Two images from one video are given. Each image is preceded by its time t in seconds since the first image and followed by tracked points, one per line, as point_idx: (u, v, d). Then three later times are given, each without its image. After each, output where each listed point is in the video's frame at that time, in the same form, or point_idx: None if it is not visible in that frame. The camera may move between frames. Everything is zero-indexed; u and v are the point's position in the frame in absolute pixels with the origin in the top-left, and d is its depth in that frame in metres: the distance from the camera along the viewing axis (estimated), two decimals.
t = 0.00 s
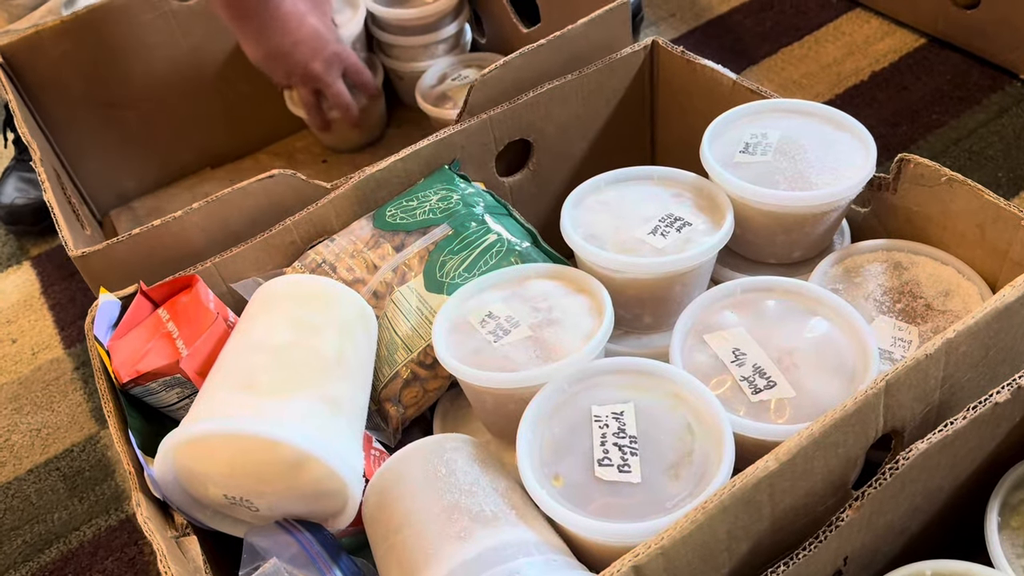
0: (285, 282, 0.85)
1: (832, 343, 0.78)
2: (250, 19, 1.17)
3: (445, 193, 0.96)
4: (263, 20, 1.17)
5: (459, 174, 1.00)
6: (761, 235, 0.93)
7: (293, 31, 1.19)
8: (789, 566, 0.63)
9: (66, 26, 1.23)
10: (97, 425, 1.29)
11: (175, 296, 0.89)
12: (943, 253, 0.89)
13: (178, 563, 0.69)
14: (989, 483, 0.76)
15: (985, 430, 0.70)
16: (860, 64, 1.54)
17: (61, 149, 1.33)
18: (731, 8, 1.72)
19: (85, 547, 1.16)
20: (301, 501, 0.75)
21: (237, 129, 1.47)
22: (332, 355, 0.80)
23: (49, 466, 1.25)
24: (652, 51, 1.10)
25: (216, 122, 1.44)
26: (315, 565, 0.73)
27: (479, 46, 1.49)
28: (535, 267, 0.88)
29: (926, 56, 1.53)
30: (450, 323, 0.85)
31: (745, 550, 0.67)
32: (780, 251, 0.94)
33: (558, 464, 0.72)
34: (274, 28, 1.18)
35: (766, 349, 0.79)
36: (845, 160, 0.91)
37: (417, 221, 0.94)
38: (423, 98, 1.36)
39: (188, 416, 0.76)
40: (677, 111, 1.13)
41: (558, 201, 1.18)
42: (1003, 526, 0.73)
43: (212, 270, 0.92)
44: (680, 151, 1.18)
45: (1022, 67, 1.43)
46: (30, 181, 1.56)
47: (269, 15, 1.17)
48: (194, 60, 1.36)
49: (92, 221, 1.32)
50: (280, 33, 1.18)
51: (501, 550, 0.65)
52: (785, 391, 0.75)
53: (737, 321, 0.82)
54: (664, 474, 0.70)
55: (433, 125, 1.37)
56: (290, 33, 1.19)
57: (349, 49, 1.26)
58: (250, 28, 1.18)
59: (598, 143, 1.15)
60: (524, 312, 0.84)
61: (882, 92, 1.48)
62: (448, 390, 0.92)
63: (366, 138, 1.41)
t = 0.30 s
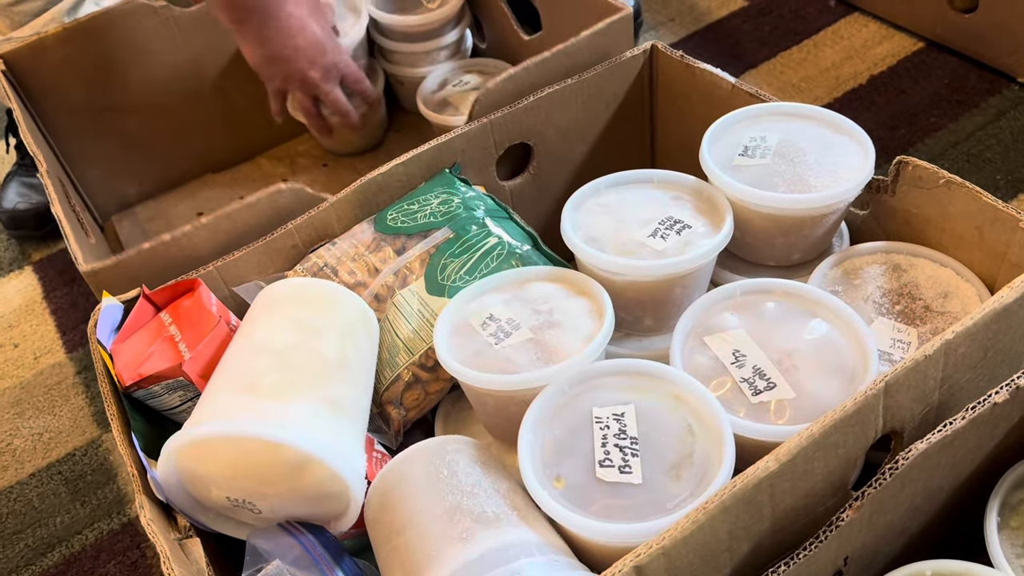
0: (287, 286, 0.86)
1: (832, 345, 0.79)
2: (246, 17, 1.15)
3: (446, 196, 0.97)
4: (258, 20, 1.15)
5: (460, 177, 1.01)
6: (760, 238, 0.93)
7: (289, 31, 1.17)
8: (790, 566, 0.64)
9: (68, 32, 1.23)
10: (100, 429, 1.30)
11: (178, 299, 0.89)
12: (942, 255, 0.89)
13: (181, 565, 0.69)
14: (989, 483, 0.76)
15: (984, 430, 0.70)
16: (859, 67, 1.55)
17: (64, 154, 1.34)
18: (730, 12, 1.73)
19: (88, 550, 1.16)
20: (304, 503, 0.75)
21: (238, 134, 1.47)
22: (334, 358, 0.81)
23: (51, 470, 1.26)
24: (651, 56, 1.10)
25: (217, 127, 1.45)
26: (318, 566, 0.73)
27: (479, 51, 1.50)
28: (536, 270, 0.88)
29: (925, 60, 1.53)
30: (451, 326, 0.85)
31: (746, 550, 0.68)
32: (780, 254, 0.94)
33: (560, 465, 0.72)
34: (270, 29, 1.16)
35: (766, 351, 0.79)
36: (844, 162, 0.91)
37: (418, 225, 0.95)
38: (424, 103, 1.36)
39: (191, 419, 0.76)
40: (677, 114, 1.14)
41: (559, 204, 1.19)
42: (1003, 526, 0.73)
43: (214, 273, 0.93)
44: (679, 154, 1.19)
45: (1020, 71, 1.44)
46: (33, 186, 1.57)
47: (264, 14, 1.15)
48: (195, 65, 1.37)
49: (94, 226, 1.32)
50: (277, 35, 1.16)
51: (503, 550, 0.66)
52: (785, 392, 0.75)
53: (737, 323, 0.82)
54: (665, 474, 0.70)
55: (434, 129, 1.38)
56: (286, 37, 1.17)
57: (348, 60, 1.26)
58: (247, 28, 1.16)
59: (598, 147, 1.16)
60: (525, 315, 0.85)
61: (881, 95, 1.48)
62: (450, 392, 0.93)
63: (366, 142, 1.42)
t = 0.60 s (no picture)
0: (291, 293, 0.87)
1: (831, 350, 0.80)
2: (247, 41, 1.11)
3: (448, 203, 0.97)
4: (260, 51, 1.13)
5: (461, 184, 1.02)
6: (759, 244, 0.94)
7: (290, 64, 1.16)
8: (791, 570, 0.64)
9: (72, 41, 1.25)
10: (104, 435, 1.30)
11: (182, 306, 0.90)
12: (939, 261, 0.90)
13: (187, 570, 0.70)
14: (987, 488, 0.77)
15: (982, 435, 0.71)
16: (856, 74, 1.56)
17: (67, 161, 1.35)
18: (728, 19, 1.74)
19: (92, 556, 1.16)
20: (308, 508, 0.76)
21: (240, 141, 1.48)
22: (338, 364, 0.81)
23: (55, 477, 1.26)
24: (650, 63, 1.11)
25: (219, 134, 1.46)
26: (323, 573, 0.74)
27: (479, 58, 1.50)
28: (537, 276, 0.89)
29: (921, 66, 1.55)
30: (454, 332, 0.86)
31: (747, 554, 0.69)
32: (779, 260, 0.95)
33: (563, 470, 0.73)
34: (271, 61, 1.15)
35: (766, 357, 0.80)
36: (843, 170, 0.92)
37: (420, 232, 0.96)
38: (425, 110, 1.38)
39: (196, 425, 0.77)
40: (676, 121, 1.15)
41: (559, 211, 1.19)
42: (1001, 530, 0.74)
43: (218, 280, 0.94)
44: (678, 161, 1.19)
45: (1017, 77, 1.45)
46: (35, 194, 1.58)
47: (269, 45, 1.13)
48: (197, 73, 1.38)
49: (98, 233, 1.33)
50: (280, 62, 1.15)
51: (506, 555, 0.66)
52: (785, 397, 0.76)
53: (737, 329, 0.83)
54: (666, 479, 0.71)
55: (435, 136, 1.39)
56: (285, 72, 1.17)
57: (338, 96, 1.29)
58: (248, 50, 1.13)
59: (599, 154, 1.17)
60: (527, 321, 0.85)
61: (878, 102, 1.49)
62: (452, 397, 0.93)
63: (367, 148, 1.43)
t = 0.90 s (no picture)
0: (284, 298, 0.87)
1: (822, 355, 0.80)
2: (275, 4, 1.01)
3: (442, 209, 0.98)
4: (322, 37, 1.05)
5: (455, 190, 1.02)
6: (752, 249, 0.94)
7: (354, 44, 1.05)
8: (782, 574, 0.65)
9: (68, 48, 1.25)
10: (99, 441, 1.30)
11: (177, 312, 0.90)
12: (931, 265, 0.91)
13: None
14: (978, 492, 0.77)
15: (972, 439, 0.71)
16: (850, 78, 1.57)
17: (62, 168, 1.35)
18: (723, 24, 1.74)
19: (87, 562, 1.16)
20: (302, 514, 0.76)
21: (235, 147, 1.49)
22: (331, 370, 0.82)
23: (50, 482, 1.26)
24: (644, 69, 1.12)
25: (214, 140, 1.46)
26: None
27: (474, 63, 1.51)
28: (530, 282, 0.89)
29: (915, 70, 1.55)
30: (448, 337, 0.86)
31: (739, 558, 0.69)
32: (771, 265, 0.95)
33: (555, 475, 0.73)
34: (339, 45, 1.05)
35: (758, 361, 0.80)
36: (834, 175, 0.92)
37: (414, 238, 0.96)
38: (420, 116, 1.38)
39: (190, 431, 0.77)
40: (669, 126, 1.15)
41: (554, 216, 1.20)
42: (991, 533, 0.74)
43: (213, 286, 0.94)
44: (672, 165, 1.20)
45: (1009, 81, 1.46)
46: (31, 200, 1.58)
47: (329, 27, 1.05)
48: (193, 79, 1.39)
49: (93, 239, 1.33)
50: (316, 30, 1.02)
51: (498, 560, 0.66)
52: (777, 402, 0.76)
53: (730, 334, 0.83)
54: (659, 484, 0.71)
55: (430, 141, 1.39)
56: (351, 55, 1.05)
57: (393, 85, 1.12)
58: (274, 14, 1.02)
59: (592, 159, 1.17)
60: (521, 326, 0.86)
61: (872, 106, 1.50)
62: (446, 403, 0.94)
63: (363, 152, 1.44)
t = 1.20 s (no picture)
0: (272, 299, 0.87)
1: (811, 355, 0.80)
2: None
3: (432, 210, 0.98)
4: (370, 23, 0.96)
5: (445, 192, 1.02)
6: (740, 250, 0.94)
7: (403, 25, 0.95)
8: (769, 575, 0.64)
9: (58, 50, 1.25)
10: (89, 444, 1.30)
11: (164, 314, 0.90)
12: (920, 265, 0.90)
13: None
14: (967, 491, 0.77)
15: (960, 438, 0.71)
16: (842, 78, 1.57)
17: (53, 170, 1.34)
18: (716, 25, 1.74)
19: (76, 565, 1.16)
20: (289, 517, 0.76)
21: (227, 149, 1.48)
22: (318, 371, 0.81)
23: (40, 485, 1.26)
24: (634, 69, 1.11)
25: (206, 141, 1.45)
26: None
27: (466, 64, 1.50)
28: (519, 282, 0.89)
29: (907, 70, 1.55)
30: (436, 338, 0.86)
31: (726, 559, 0.69)
32: (760, 265, 0.95)
33: (542, 476, 0.73)
34: (386, 31, 0.95)
35: (746, 361, 0.80)
36: (824, 174, 0.92)
37: (404, 238, 0.96)
38: (412, 117, 1.38)
39: (175, 434, 0.77)
40: (659, 127, 1.15)
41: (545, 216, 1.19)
42: (980, 533, 0.74)
43: (200, 288, 0.93)
44: (663, 166, 1.20)
45: (1001, 81, 1.46)
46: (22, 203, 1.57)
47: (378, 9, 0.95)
48: (184, 81, 1.38)
49: (84, 242, 1.33)
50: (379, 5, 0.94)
51: (485, 562, 0.66)
52: (764, 401, 0.76)
53: (718, 334, 0.83)
54: (646, 485, 0.71)
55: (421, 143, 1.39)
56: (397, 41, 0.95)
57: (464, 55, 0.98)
58: None
59: (583, 159, 1.17)
60: (509, 327, 0.85)
61: (863, 106, 1.50)
62: (435, 404, 0.93)
63: (354, 153, 1.44)
